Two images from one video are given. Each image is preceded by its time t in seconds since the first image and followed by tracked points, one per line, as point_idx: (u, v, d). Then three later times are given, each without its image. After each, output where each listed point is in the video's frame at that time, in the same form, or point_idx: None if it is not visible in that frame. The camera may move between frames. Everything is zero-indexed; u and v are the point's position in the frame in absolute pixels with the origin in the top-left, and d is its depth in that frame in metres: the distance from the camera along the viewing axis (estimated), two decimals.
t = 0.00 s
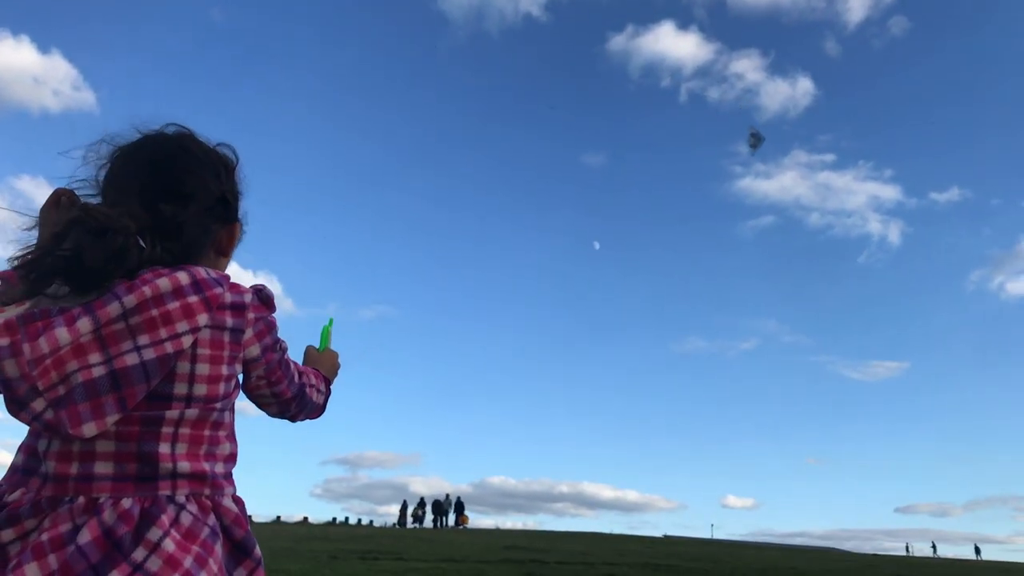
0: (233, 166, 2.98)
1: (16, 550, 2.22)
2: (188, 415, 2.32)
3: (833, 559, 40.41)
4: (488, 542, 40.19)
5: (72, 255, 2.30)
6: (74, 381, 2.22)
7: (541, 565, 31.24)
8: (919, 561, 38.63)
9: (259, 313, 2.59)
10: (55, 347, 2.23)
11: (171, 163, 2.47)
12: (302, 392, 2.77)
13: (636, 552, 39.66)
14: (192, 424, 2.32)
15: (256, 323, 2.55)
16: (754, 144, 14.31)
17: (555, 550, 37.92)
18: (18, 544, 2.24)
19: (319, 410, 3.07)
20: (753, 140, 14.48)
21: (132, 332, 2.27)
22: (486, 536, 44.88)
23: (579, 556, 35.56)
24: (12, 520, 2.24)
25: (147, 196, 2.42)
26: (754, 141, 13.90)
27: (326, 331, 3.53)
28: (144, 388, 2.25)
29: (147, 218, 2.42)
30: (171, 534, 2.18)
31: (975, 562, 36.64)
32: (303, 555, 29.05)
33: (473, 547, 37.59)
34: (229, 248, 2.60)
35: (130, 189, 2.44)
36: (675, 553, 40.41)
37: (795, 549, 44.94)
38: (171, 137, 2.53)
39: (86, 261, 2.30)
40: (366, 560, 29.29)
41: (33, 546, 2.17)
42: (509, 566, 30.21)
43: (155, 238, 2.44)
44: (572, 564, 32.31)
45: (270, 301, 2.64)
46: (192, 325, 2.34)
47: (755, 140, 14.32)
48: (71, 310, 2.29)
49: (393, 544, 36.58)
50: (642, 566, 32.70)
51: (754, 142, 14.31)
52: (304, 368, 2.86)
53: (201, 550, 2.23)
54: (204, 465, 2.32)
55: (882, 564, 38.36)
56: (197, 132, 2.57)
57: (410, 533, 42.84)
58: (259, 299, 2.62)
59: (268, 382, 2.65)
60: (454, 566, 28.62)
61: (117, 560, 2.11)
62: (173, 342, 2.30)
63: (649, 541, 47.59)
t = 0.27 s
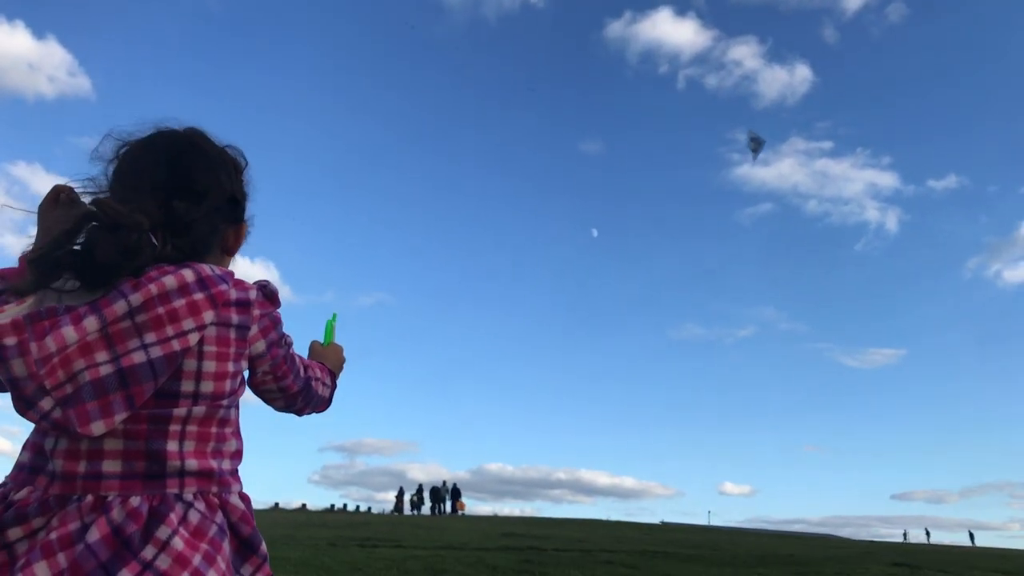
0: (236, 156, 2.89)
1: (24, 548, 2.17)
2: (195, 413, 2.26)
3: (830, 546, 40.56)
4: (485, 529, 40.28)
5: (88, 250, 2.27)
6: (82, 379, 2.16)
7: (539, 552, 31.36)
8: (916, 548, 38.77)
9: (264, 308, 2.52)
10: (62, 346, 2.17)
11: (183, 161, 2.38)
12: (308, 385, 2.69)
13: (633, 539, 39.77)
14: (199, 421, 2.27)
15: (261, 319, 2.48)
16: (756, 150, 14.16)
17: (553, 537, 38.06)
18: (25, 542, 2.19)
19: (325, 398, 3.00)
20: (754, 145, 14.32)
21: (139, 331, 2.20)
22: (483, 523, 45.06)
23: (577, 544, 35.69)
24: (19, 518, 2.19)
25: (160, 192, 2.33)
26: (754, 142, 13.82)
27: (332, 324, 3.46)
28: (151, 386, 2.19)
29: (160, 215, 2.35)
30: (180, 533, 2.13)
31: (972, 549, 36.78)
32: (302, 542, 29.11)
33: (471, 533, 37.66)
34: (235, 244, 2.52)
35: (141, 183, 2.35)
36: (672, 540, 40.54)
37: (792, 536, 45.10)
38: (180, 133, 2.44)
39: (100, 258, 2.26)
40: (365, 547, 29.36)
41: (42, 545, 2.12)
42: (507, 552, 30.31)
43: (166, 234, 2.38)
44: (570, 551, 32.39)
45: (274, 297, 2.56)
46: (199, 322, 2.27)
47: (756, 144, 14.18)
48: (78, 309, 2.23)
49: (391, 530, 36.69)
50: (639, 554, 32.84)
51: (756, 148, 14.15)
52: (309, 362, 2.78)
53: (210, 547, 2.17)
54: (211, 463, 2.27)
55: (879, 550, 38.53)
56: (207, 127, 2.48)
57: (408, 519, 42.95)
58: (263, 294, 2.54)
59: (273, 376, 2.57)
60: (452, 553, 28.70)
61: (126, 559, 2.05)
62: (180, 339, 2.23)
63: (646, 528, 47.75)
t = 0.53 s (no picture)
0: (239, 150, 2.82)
1: (27, 546, 2.11)
2: (196, 411, 2.19)
3: (828, 539, 40.73)
4: (484, 522, 40.40)
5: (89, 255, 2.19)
6: (83, 378, 2.10)
7: (537, 545, 31.41)
8: (914, 541, 38.96)
9: (264, 307, 2.46)
10: (62, 344, 2.10)
11: (181, 159, 2.28)
12: (311, 385, 2.63)
13: (631, 532, 39.92)
14: (200, 419, 2.20)
15: (262, 317, 2.41)
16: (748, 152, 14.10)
17: (551, 530, 38.13)
18: (28, 540, 2.13)
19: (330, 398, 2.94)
20: (746, 148, 14.27)
21: (140, 328, 2.13)
22: (482, 516, 45.15)
23: (576, 537, 35.76)
24: (21, 517, 2.13)
25: (159, 194, 2.24)
26: (746, 147, 13.89)
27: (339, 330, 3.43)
28: (153, 384, 2.13)
29: (161, 216, 2.26)
30: (183, 530, 2.06)
31: (969, 541, 36.95)
32: (301, 535, 29.13)
33: (469, 527, 37.74)
34: (236, 241, 2.45)
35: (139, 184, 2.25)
36: (670, 533, 40.69)
37: (790, 529, 45.30)
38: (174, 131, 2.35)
39: (99, 265, 2.18)
40: (364, 540, 29.39)
41: (44, 543, 2.06)
42: (506, 546, 30.34)
43: (166, 236, 2.29)
44: (569, 544, 32.48)
45: (276, 296, 2.50)
46: (199, 320, 2.21)
47: (747, 149, 14.13)
48: (79, 307, 2.16)
49: (390, 523, 36.75)
50: (637, 547, 32.93)
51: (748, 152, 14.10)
52: (312, 364, 2.71)
53: (213, 545, 2.10)
54: (212, 461, 2.20)
55: (875, 543, 38.70)
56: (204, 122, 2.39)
57: (406, 513, 43.06)
58: (264, 293, 2.48)
59: (275, 376, 2.50)
60: (450, 546, 28.73)
61: (129, 557, 1.99)
62: (181, 337, 2.16)
63: (644, 521, 47.94)
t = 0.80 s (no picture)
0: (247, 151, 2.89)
1: (22, 544, 2.16)
2: (194, 412, 2.25)
3: (828, 538, 40.75)
4: (484, 521, 40.39)
5: (72, 270, 2.28)
6: (81, 378, 2.17)
7: (538, 544, 31.43)
8: (914, 540, 38.99)
9: (267, 309, 2.53)
10: (61, 345, 2.17)
11: (163, 173, 2.34)
12: (321, 377, 2.69)
13: (631, 531, 39.91)
14: (198, 421, 2.26)
15: (262, 320, 2.48)
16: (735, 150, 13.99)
17: (551, 530, 38.14)
18: (23, 539, 2.18)
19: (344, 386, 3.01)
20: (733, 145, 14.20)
21: (139, 330, 2.20)
22: (482, 515, 45.16)
23: (576, 536, 35.78)
24: (18, 514, 2.19)
25: (144, 206, 2.32)
26: (734, 146, 13.82)
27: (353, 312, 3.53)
28: (150, 386, 2.19)
29: (143, 230, 2.34)
30: (177, 532, 2.11)
31: (968, 540, 36.96)
32: (301, 534, 29.15)
33: (469, 526, 37.76)
34: (234, 247, 2.51)
35: (120, 198, 2.35)
36: (670, 532, 40.69)
37: (790, 528, 45.30)
38: (169, 138, 2.41)
39: (78, 282, 2.27)
40: (364, 539, 29.41)
41: (39, 542, 2.10)
42: (507, 545, 30.35)
43: (156, 247, 2.38)
44: (569, 543, 32.48)
45: (279, 297, 2.57)
46: (199, 322, 2.28)
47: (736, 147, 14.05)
48: (79, 310, 2.23)
49: (390, 523, 36.74)
50: (638, 546, 32.94)
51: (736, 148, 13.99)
52: (322, 353, 2.78)
53: (208, 547, 2.15)
54: (209, 463, 2.26)
55: (875, 542, 38.72)
56: (202, 130, 2.45)
57: (407, 512, 43.03)
58: (267, 296, 2.56)
59: (282, 375, 2.57)
60: (451, 546, 28.75)
61: (123, 557, 2.03)
62: (180, 339, 2.24)
63: (644, 520, 47.95)
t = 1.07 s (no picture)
0: (251, 146, 2.87)
1: (12, 542, 2.18)
2: (185, 411, 2.24)
3: (830, 538, 40.67)
4: (486, 520, 40.36)
5: (61, 267, 2.28)
6: (70, 375, 2.18)
7: (540, 543, 31.41)
8: (916, 539, 38.91)
9: (263, 306, 2.50)
10: (49, 343, 2.19)
11: (157, 171, 2.33)
12: (321, 375, 2.66)
13: (633, 530, 39.86)
14: (190, 419, 2.25)
15: (258, 317, 2.45)
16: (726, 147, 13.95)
17: (554, 529, 38.12)
18: (13, 536, 2.20)
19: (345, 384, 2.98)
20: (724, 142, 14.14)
21: (129, 328, 2.20)
22: (485, 514, 45.18)
23: (578, 535, 35.77)
24: (9, 512, 2.21)
25: (135, 205, 2.32)
26: (723, 141, 13.63)
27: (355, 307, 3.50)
28: (139, 384, 2.19)
29: (137, 227, 2.33)
30: (166, 532, 2.11)
31: (971, 539, 36.87)
32: (304, 533, 29.18)
33: (472, 525, 37.75)
34: (233, 245, 2.49)
35: (114, 196, 2.35)
36: (672, 530, 40.62)
37: (793, 527, 45.23)
38: (167, 134, 2.39)
39: (67, 278, 2.26)
40: (367, 538, 29.43)
41: (28, 540, 2.11)
42: (509, 544, 30.34)
43: (149, 245, 2.36)
44: (571, 542, 32.44)
45: (277, 294, 2.54)
46: (190, 320, 2.27)
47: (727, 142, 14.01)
48: (68, 308, 2.23)
49: (393, 522, 36.76)
50: (640, 545, 32.91)
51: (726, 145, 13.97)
52: (324, 352, 2.76)
53: (198, 548, 2.14)
54: (201, 462, 2.24)
55: (877, 541, 38.65)
56: (201, 125, 2.43)
57: (408, 511, 42.98)
58: (264, 293, 2.53)
59: (280, 374, 2.55)
60: (453, 545, 28.74)
61: (110, 558, 2.04)
62: (170, 337, 2.23)
63: (646, 519, 47.89)
